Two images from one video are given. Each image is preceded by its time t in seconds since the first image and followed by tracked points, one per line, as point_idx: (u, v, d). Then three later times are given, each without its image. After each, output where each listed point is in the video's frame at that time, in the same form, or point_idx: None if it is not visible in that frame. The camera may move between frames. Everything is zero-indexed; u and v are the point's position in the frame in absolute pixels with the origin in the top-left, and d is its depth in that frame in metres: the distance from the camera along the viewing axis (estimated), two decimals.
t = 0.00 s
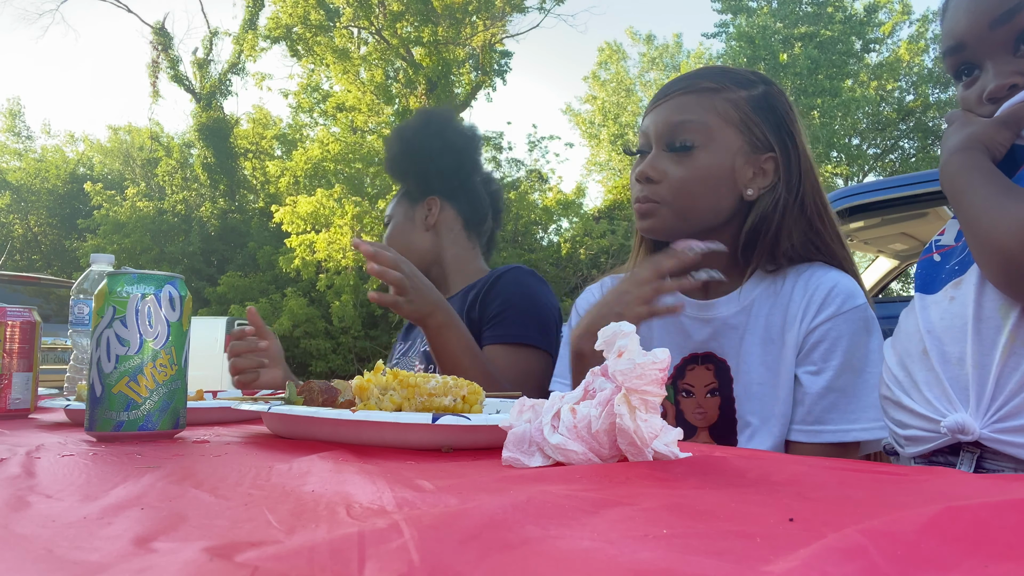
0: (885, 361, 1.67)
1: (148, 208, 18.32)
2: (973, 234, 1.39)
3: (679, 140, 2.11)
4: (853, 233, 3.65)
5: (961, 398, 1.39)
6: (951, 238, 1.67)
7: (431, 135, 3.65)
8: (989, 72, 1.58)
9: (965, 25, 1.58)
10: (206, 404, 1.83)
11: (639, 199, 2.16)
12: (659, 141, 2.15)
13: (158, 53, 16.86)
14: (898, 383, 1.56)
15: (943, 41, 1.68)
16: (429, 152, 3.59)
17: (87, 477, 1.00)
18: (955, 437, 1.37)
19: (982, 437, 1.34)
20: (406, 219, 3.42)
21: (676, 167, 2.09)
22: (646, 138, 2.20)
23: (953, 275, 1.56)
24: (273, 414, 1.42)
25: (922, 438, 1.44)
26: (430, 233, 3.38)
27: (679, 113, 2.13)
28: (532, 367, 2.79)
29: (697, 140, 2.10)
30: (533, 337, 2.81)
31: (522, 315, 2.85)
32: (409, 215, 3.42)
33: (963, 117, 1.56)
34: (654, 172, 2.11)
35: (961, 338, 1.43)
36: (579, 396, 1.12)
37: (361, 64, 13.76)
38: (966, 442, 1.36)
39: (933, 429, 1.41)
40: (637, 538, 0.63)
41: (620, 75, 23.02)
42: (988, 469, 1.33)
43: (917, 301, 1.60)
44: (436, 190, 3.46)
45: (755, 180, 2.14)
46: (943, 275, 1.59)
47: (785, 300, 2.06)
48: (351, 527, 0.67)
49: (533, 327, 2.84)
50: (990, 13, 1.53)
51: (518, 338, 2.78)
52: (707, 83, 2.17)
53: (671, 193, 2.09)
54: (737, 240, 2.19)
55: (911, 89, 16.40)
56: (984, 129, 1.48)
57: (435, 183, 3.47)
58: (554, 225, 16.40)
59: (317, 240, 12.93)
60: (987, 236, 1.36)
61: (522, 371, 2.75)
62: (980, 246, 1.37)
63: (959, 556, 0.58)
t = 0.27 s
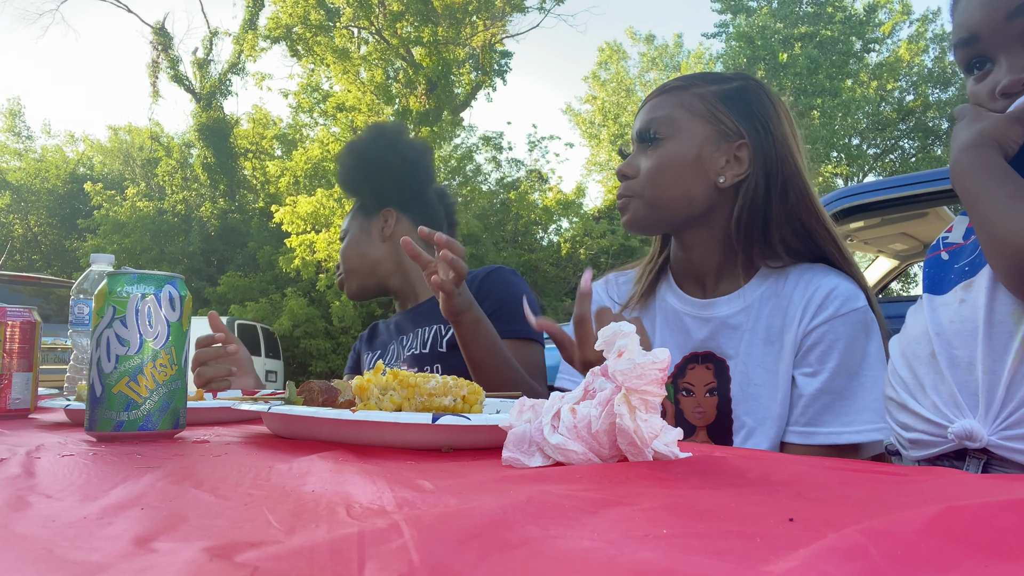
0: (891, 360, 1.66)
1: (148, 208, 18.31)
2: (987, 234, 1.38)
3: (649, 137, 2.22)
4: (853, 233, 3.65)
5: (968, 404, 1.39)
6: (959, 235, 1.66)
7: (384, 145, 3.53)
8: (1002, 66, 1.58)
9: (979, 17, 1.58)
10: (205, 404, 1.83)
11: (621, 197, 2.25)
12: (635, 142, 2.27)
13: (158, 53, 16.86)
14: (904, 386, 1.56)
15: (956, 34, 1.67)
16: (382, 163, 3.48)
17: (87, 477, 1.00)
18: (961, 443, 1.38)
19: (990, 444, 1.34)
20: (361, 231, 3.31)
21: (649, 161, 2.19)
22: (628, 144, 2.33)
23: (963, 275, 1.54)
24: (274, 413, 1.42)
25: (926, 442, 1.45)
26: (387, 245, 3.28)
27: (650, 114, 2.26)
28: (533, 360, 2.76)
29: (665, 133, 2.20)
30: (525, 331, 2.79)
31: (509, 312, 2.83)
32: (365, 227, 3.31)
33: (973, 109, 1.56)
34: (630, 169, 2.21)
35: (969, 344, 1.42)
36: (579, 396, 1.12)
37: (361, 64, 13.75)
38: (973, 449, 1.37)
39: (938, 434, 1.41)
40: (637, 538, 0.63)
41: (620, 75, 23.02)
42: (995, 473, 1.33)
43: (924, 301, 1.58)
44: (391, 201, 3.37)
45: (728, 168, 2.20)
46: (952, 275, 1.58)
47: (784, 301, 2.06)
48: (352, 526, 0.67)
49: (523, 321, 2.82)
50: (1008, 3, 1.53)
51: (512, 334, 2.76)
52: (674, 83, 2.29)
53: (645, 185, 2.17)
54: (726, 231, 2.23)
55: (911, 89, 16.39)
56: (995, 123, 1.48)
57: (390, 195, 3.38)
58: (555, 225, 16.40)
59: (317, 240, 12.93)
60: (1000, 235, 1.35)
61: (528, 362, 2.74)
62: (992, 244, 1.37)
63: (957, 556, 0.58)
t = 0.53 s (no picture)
0: (894, 359, 1.67)
1: (148, 208, 18.31)
2: (991, 239, 1.38)
3: (658, 130, 2.21)
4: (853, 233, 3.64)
5: (973, 405, 1.39)
6: (962, 235, 1.66)
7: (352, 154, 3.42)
8: (1008, 63, 1.54)
9: (985, 15, 1.53)
10: (205, 404, 1.83)
11: (627, 191, 2.23)
12: (641, 136, 2.26)
13: (158, 53, 16.86)
14: (907, 386, 1.56)
15: (961, 29, 1.63)
16: (350, 173, 3.39)
17: (87, 477, 1.00)
18: (963, 444, 1.38)
19: (992, 444, 1.34)
20: (334, 242, 3.23)
21: (657, 154, 2.18)
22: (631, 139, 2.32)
23: (966, 276, 1.53)
24: (274, 414, 1.42)
25: (928, 443, 1.45)
26: (361, 257, 3.19)
27: (656, 108, 2.25)
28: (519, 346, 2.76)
29: (676, 127, 2.19)
30: (506, 319, 2.79)
31: (486, 300, 2.82)
32: (337, 239, 3.23)
33: (978, 110, 1.56)
34: (637, 162, 2.20)
35: (973, 345, 1.42)
36: (579, 396, 1.11)
37: (361, 64, 13.75)
38: (975, 449, 1.37)
39: (942, 435, 1.41)
40: (637, 538, 0.63)
41: (620, 75, 23.03)
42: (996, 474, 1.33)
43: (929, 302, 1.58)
44: (362, 212, 3.27)
45: (737, 164, 2.21)
46: (954, 276, 1.58)
47: (787, 299, 2.06)
48: (351, 527, 0.67)
49: (500, 310, 2.81)
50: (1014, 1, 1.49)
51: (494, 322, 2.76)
52: (681, 79, 2.30)
53: (655, 178, 2.16)
54: (732, 227, 2.22)
55: (911, 89, 16.40)
56: (1001, 126, 1.48)
57: (361, 205, 3.28)
58: (555, 225, 16.42)
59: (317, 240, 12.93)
60: (1006, 240, 1.34)
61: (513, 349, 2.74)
62: (996, 248, 1.37)
63: (957, 556, 0.58)
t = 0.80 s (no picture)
0: (892, 358, 1.66)
1: (148, 208, 18.30)
2: (988, 238, 1.38)
3: (655, 132, 2.21)
4: (853, 233, 3.64)
5: (970, 404, 1.39)
6: (962, 235, 1.66)
7: (341, 163, 3.43)
8: (1008, 64, 1.53)
9: (985, 15, 1.53)
10: (206, 404, 1.83)
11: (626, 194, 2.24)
12: (638, 138, 2.26)
13: (158, 53, 16.87)
14: (905, 385, 1.56)
15: (961, 29, 1.63)
16: (340, 182, 3.38)
17: (87, 477, 1.00)
18: (960, 443, 1.38)
19: (989, 443, 1.34)
20: (325, 249, 3.22)
21: (655, 155, 2.18)
22: (629, 142, 2.32)
23: (965, 276, 1.53)
24: (274, 414, 1.42)
25: (925, 441, 1.45)
26: (349, 263, 3.18)
27: (652, 110, 2.26)
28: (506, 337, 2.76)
29: (673, 127, 2.19)
30: (491, 309, 2.78)
31: (471, 293, 2.82)
32: (328, 246, 3.22)
33: (978, 111, 1.56)
34: (636, 164, 2.20)
35: (970, 344, 1.42)
36: (579, 396, 1.11)
37: (361, 64, 13.75)
38: (972, 448, 1.37)
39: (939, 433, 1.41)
40: (637, 538, 0.63)
41: (620, 76, 23.04)
42: (994, 474, 1.33)
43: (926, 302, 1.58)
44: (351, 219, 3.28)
45: (735, 164, 2.20)
46: (953, 276, 1.58)
47: (785, 299, 2.06)
48: (351, 527, 0.67)
49: (485, 301, 2.81)
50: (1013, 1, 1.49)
51: (479, 313, 2.75)
52: (677, 81, 2.30)
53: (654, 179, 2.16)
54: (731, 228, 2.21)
55: (911, 89, 16.40)
56: (1001, 128, 1.49)
57: (350, 212, 3.29)
58: (555, 225, 16.45)
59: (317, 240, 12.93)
60: (1002, 239, 1.34)
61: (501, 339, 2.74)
62: (993, 247, 1.37)
63: (958, 555, 0.58)
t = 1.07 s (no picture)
0: (892, 358, 1.66)
1: (148, 208, 18.29)
2: (988, 238, 1.38)
3: (666, 125, 2.18)
4: (853, 233, 3.64)
5: (969, 406, 1.39)
6: (961, 236, 1.66)
7: (339, 167, 3.44)
8: (1006, 64, 1.54)
9: (984, 16, 1.53)
10: (206, 404, 1.83)
11: (636, 187, 2.18)
12: (647, 132, 2.21)
13: (158, 53, 16.87)
14: (905, 386, 1.56)
15: (960, 29, 1.63)
16: (338, 184, 3.38)
17: (88, 477, 1.00)
18: (961, 444, 1.38)
19: (989, 445, 1.34)
20: (323, 252, 3.22)
21: (668, 149, 2.15)
22: (634, 136, 2.27)
23: (964, 276, 1.53)
24: (274, 413, 1.42)
25: (926, 442, 1.44)
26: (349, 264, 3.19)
27: (661, 103, 2.22)
28: (501, 338, 2.77)
29: (686, 121, 2.17)
30: (485, 310, 2.79)
31: (466, 294, 2.82)
32: (326, 249, 3.22)
33: (978, 111, 1.56)
34: (649, 158, 2.16)
35: (972, 344, 1.42)
36: (579, 396, 1.11)
37: (361, 64, 13.74)
38: (973, 449, 1.37)
39: (938, 434, 1.41)
40: (638, 537, 0.63)
41: (620, 76, 23.04)
42: (994, 475, 1.33)
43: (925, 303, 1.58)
44: (350, 222, 3.29)
45: (745, 160, 2.21)
46: (952, 276, 1.58)
47: (787, 298, 2.06)
48: (351, 527, 0.66)
49: (480, 302, 2.81)
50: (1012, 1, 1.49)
51: (473, 314, 2.76)
52: (683, 77, 2.29)
53: (669, 173, 2.12)
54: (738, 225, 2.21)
55: (911, 89, 16.41)
56: (1001, 129, 1.49)
57: (348, 214, 3.30)
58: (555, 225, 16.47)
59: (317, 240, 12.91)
60: (1004, 238, 1.34)
61: (496, 339, 2.75)
62: (994, 245, 1.37)
63: (958, 555, 0.58)
